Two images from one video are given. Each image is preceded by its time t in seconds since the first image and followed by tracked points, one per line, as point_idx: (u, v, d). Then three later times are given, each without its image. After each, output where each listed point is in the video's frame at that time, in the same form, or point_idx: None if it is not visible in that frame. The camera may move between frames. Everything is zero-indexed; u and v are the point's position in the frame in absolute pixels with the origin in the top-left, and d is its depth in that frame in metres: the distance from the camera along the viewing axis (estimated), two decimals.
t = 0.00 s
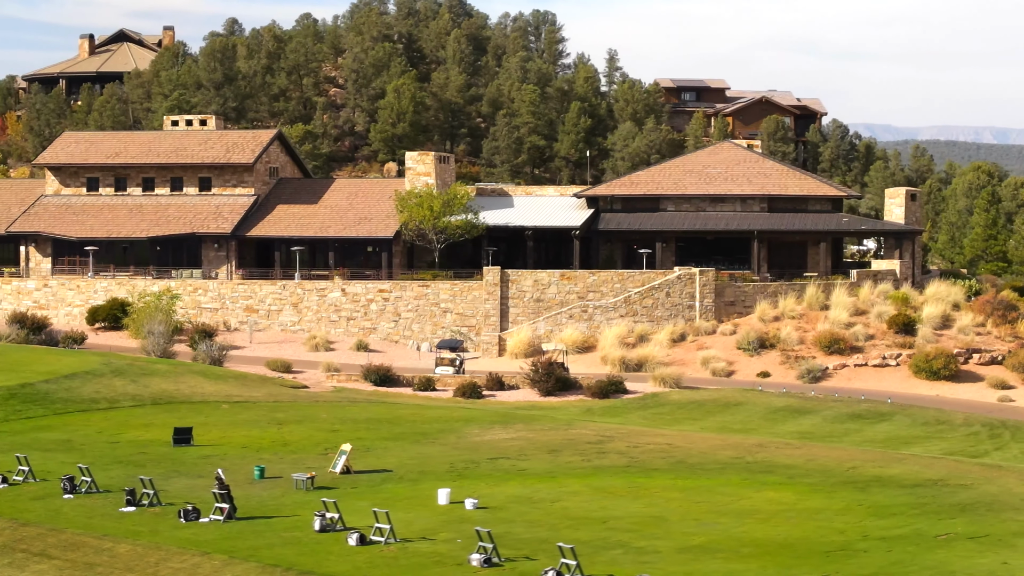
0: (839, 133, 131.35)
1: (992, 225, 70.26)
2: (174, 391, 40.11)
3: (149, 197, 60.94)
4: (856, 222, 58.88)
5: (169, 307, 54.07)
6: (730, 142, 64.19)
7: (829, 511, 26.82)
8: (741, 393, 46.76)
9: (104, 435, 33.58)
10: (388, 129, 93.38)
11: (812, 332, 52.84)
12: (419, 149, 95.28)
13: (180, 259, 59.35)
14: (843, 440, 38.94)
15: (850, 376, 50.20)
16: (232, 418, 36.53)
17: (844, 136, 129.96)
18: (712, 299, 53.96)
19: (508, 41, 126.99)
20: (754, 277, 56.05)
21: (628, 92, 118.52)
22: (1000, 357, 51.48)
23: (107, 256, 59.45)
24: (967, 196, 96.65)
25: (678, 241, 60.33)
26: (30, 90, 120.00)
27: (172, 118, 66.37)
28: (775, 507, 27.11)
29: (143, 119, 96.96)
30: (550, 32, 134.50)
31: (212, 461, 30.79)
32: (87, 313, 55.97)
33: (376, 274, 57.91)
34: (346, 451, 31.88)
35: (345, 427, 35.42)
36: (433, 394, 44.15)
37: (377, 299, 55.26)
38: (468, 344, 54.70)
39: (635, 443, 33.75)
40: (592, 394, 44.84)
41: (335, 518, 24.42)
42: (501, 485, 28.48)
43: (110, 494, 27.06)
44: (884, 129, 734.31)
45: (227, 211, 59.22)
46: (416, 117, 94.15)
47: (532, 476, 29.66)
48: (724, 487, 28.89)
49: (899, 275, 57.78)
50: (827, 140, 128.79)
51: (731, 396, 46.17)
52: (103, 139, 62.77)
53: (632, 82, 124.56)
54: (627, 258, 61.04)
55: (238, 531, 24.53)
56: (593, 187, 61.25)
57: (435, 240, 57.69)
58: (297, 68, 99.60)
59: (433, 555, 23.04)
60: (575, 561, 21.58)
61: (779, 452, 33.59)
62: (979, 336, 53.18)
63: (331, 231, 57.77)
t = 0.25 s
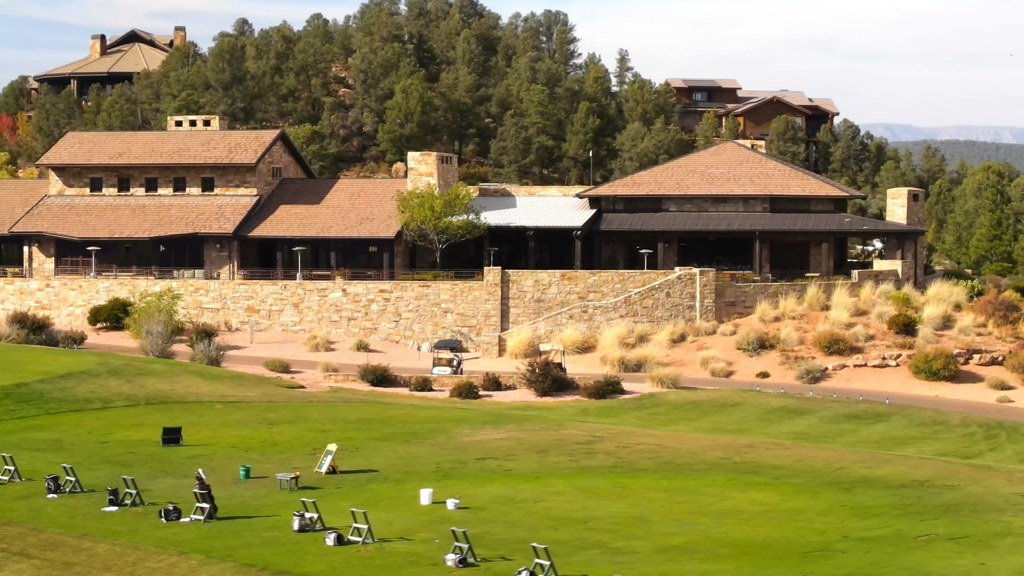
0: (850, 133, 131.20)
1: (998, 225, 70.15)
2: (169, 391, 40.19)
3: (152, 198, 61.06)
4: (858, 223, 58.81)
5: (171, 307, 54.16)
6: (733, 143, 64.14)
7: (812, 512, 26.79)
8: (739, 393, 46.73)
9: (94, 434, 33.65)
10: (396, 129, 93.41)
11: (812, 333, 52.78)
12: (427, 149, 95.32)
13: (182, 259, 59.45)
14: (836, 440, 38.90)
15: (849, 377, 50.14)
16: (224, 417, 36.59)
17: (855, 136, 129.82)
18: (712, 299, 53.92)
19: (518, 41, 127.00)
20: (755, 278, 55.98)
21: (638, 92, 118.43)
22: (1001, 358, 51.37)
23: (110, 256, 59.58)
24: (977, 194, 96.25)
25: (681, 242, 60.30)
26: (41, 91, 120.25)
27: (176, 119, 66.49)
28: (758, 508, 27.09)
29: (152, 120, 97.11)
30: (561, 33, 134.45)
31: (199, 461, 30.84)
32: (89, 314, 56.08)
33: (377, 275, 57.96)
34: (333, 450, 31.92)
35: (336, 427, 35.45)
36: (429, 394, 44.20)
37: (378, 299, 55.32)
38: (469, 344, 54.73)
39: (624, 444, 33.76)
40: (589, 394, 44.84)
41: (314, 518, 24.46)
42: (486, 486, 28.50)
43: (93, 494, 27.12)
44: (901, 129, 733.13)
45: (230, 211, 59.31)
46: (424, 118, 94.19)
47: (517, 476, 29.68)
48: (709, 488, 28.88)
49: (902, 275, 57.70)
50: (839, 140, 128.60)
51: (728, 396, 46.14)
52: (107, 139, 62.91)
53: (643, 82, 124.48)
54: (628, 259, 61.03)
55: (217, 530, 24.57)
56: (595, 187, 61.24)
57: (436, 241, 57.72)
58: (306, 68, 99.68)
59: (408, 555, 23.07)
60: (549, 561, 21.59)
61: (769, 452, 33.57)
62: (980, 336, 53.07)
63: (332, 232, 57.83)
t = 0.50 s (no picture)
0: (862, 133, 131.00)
1: (1004, 225, 70.01)
2: (164, 391, 40.27)
3: (155, 198, 61.17)
4: (860, 223, 58.72)
5: (172, 308, 54.26)
6: (737, 143, 64.08)
7: (794, 513, 26.77)
8: (737, 394, 46.69)
9: (85, 434, 33.73)
10: (404, 129, 93.44)
11: (813, 333, 52.72)
12: (435, 149, 95.33)
13: (185, 260, 59.56)
14: (831, 441, 38.86)
15: (849, 378, 50.07)
16: (217, 417, 36.65)
17: (867, 136, 129.61)
18: (713, 300, 53.89)
19: (529, 42, 127.00)
20: (756, 278, 55.91)
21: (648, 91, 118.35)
22: (1001, 358, 51.27)
23: (113, 256, 59.72)
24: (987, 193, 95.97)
25: (683, 242, 60.27)
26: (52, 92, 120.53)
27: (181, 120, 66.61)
28: (741, 509, 27.08)
29: (161, 121, 97.30)
30: (573, 33, 134.42)
31: (187, 460, 30.90)
32: (91, 314, 56.22)
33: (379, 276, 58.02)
34: (322, 451, 31.97)
35: (328, 427, 35.49)
36: (426, 395, 44.23)
37: (379, 299, 55.38)
38: (470, 344, 54.77)
39: (614, 444, 33.76)
40: (586, 394, 44.83)
41: (293, 518, 24.50)
42: (470, 486, 28.52)
43: (77, 494, 27.19)
44: (919, 129, 731.79)
45: (232, 212, 59.40)
46: (432, 118, 94.24)
47: (504, 476, 29.70)
48: (694, 488, 28.86)
49: (904, 276, 57.62)
50: (850, 141, 128.41)
51: (726, 397, 46.11)
52: (111, 140, 63.05)
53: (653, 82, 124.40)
54: (631, 259, 61.01)
55: (197, 530, 24.63)
56: (598, 188, 61.22)
57: (438, 241, 57.75)
58: (315, 69, 99.77)
59: (385, 555, 23.10)
60: (523, 562, 21.61)
61: (759, 452, 33.53)
62: (982, 337, 52.97)
63: (334, 232, 57.89)
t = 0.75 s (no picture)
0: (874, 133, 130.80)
1: (1009, 226, 69.89)
2: (159, 391, 40.35)
3: (158, 199, 61.28)
4: (862, 224, 58.66)
5: (174, 308, 54.37)
6: (740, 143, 64.02)
7: (777, 513, 26.75)
8: (735, 394, 46.66)
9: (76, 434, 33.81)
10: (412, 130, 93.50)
11: (813, 334, 52.66)
12: (444, 149, 95.36)
13: (188, 260, 59.68)
14: (824, 442, 38.82)
15: (849, 378, 50.01)
16: (209, 418, 36.71)
17: (879, 136, 129.40)
18: (714, 300, 53.85)
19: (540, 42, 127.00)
20: (758, 279, 55.84)
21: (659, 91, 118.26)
22: (1002, 359, 51.17)
23: (116, 257, 59.85)
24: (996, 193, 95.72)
25: (686, 243, 60.24)
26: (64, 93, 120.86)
27: (185, 121, 66.75)
28: (724, 509, 27.07)
29: (170, 121, 97.50)
30: (584, 33, 134.35)
31: (175, 460, 30.96)
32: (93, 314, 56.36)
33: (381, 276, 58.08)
34: (310, 451, 32.01)
35: (319, 427, 35.53)
36: (423, 395, 44.28)
37: (381, 299, 55.43)
38: (471, 345, 54.81)
39: (604, 445, 33.76)
40: (583, 395, 44.82)
41: (272, 518, 24.54)
42: (455, 487, 28.54)
43: (61, 494, 27.25)
44: (937, 129, 730.31)
45: (235, 212, 59.49)
46: (441, 119, 94.30)
47: (489, 476, 29.71)
48: (679, 489, 28.85)
49: (906, 276, 57.53)
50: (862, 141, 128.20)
51: (724, 397, 46.07)
52: (115, 140, 63.19)
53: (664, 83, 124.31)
54: (633, 259, 60.99)
55: (177, 530, 24.67)
56: (601, 189, 61.21)
57: (440, 242, 57.77)
58: (324, 69, 99.87)
59: (362, 556, 23.13)
60: (496, 562, 21.63)
61: (748, 453, 33.50)
62: (983, 337, 52.87)
63: (337, 233, 57.96)
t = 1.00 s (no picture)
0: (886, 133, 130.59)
1: (1014, 226, 69.73)
2: (154, 391, 40.42)
3: (161, 199, 61.39)
4: (864, 224, 58.59)
5: (175, 308, 54.47)
6: (744, 143, 63.96)
7: (758, 514, 26.73)
8: (733, 395, 46.63)
9: (66, 434, 33.88)
10: (420, 130, 93.34)
11: (813, 334, 52.60)
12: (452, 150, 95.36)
13: (190, 260, 59.79)
14: (818, 442, 38.78)
15: (848, 379, 49.95)
16: (202, 417, 36.77)
17: (890, 136, 129.16)
18: (714, 300, 53.83)
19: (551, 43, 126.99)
20: (759, 280, 55.79)
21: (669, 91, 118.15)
22: (1002, 359, 51.07)
23: (119, 257, 59.97)
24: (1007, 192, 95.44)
25: (688, 243, 60.21)
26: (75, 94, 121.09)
27: (189, 121, 66.90)
28: (706, 510, 27.06)
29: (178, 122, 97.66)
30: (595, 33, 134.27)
31: (163, 460, 31.03)
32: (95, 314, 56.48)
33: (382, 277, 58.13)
34: (298, 451, 32.06)
35: (310, 427, 35.57)
36: (419, 395, 44.31)
37: (382, 299, 55.48)
38: (471, 345, 54.84)
39: (594, 445, 33.76)
40: (579, 395, 44.82)
41: (251, 518, 24.58)
42: (439, 487, 28.57)
43: (45, 494, 27.32)
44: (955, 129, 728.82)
45: (237, 212, 59.57)
46: (448, 119, 94.31)
47: (475, 477, 29.73)
48: (664, 490, 28.85)
49: (908, 277, 57.45)
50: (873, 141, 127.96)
51: (721, 398, 46.03)
52: (118, 141, 63.33)
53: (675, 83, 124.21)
54: (636, 260, 60.98)
55: (157, 529, 24.72)
56: (603, 189, 61.19)
57: (442, 242, 57.80)
58: (332, 70, 99.95)
59: (338, 556, 23.17)
60: (470, 562, 21.65)
61: (737, 454, 33.48)
62: (984, 338, 52.76)
63: (338, 233, 58.03)
